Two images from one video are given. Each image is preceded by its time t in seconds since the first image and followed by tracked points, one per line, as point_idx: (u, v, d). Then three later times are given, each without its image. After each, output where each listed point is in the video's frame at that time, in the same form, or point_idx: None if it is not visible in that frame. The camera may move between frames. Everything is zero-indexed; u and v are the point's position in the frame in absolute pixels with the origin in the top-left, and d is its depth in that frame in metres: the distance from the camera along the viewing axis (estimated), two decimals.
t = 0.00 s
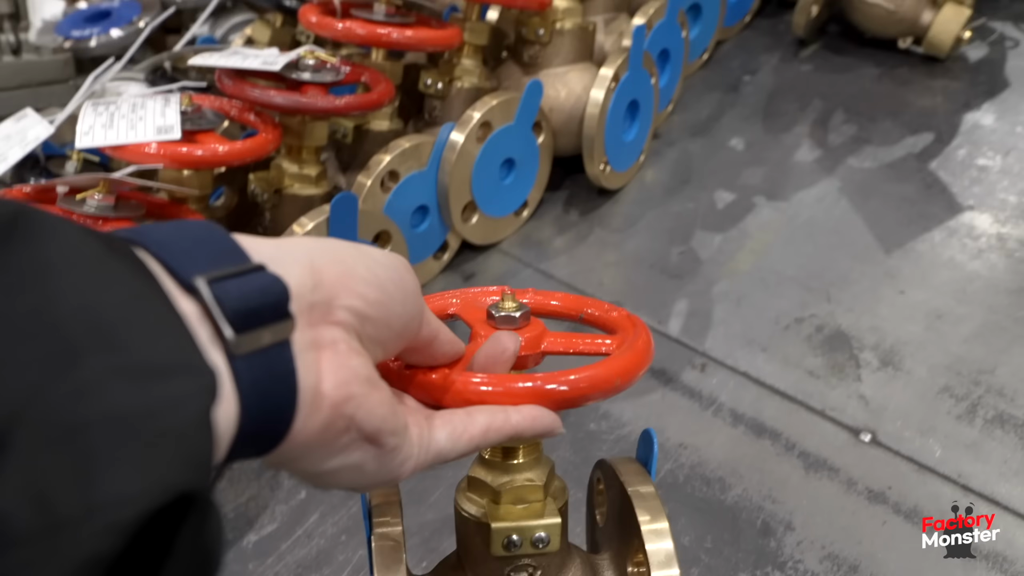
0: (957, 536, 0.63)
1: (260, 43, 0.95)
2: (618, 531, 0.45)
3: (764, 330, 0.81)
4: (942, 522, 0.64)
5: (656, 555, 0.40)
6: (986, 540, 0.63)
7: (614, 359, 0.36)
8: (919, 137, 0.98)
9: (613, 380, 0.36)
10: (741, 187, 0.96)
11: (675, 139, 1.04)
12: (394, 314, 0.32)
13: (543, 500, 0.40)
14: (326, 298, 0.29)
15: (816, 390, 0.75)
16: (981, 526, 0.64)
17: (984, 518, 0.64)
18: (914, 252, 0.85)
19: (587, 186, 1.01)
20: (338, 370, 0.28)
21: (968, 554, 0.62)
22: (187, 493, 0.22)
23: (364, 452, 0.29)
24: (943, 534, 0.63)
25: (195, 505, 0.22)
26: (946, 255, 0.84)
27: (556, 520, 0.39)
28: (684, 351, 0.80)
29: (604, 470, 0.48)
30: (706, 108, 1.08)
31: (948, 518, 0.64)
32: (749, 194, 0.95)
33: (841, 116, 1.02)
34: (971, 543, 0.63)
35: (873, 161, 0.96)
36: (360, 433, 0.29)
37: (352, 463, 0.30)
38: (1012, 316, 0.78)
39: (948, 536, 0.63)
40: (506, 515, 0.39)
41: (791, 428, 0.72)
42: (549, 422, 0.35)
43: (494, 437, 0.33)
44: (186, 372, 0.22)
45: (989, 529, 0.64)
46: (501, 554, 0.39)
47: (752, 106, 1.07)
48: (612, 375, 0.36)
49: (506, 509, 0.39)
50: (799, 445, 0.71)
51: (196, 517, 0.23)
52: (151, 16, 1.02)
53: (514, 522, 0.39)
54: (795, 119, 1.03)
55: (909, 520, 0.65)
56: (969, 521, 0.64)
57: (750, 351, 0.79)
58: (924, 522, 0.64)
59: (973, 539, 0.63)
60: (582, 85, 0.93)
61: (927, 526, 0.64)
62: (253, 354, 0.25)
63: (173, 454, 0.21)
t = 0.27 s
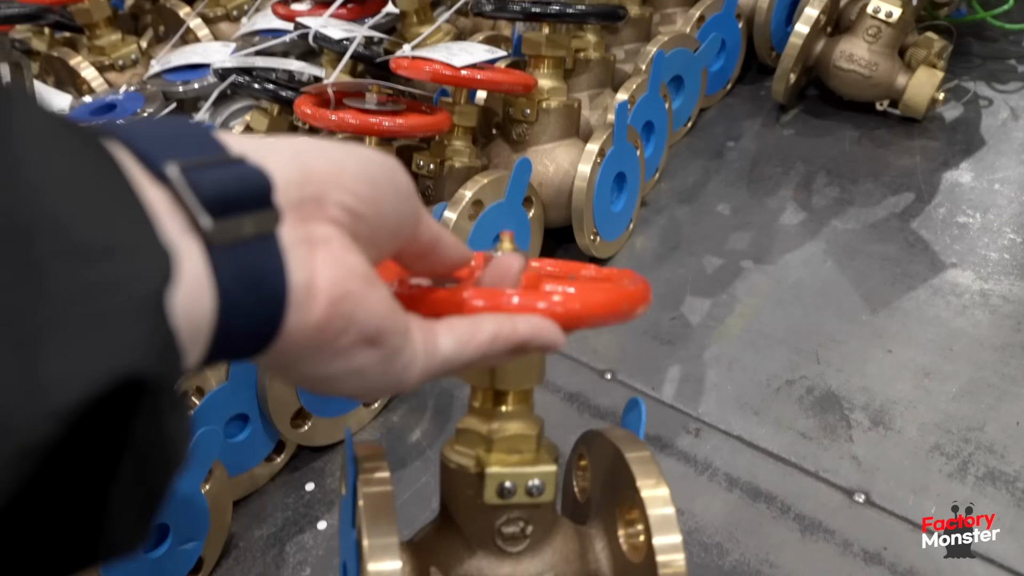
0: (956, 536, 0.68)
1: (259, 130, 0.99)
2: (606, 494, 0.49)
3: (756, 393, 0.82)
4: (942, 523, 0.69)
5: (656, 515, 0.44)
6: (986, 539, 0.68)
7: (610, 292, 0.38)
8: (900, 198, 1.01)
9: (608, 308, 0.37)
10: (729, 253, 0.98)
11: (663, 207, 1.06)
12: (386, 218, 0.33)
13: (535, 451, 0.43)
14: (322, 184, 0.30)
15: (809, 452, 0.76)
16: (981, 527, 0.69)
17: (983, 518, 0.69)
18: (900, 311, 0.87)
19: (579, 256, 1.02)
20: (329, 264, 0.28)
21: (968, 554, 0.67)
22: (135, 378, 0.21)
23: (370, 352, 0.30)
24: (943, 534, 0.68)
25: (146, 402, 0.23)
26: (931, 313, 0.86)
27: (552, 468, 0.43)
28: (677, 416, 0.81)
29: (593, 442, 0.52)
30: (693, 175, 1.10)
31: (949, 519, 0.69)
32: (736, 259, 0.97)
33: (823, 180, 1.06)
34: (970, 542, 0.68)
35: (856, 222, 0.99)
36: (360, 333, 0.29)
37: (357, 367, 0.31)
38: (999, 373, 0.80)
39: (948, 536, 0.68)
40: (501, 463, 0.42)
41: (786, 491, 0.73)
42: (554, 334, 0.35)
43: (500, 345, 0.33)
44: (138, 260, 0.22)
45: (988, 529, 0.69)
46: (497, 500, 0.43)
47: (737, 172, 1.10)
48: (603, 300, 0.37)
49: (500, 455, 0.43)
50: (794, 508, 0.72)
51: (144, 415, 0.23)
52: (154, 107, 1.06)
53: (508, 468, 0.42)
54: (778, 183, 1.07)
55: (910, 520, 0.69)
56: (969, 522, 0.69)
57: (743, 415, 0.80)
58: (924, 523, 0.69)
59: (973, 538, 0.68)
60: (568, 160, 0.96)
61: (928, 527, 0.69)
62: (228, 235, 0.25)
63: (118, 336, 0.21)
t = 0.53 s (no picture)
0: (956, 536, 0.71)
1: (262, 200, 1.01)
2: (606, 334, 0.45)
3: (758, 445, 0.82)
4: (941, 524, 0.73)
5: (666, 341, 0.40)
6: (985, 538, 0.71)
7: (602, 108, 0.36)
8: (894, 245, 1.03)
9: (597, 130, 0.35)
10: (727, 304, 0.99)
11: (661, 260, 1.07)
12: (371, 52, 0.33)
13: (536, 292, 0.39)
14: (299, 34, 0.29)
15: (812, 503, 0.76)
16: (980, 527, 0.72)
17: (983, 519, 0.73)
18: (897, 358, 0.88)
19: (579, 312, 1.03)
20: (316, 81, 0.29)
21: (967, 554, 0.70)
22: (102, 129, 0.23)
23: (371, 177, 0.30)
24: (943, 534, 0.72)
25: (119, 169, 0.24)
26: (929, 359, 0.88)
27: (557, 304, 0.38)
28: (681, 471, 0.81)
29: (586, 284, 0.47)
30: (689, 228, 1.12)
31: (948, 520, 0.73)
32: (735, 311, 0.98)
33: (818, 230, 1.08)
34: (970, 541, 0.71)
35: (851, 271, 1.01)
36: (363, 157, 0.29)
37: (362, 196, 0.31)
38: (998, 418, 0.81)
39: (948, 536, 0.71)
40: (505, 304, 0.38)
41: (791, 543, 0.73)
42: (552, 157, 0.34)
43: (501, 167, 0.32)
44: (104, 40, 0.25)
45: (987, 529, 0.72)
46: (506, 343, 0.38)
47: (733, 224, 1.12)
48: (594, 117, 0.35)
49: (503, 299, 0.38)
50: (799, 560, 0.71)
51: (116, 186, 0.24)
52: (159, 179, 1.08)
53: (513, 309, 0.38)
54: (773, 234, 1.09)
55: (912, 519, 0.73)
56: (969, 522, 0.73)
57: (747, 468, 0.80)
58: (925, 524, 0.73)
59: (972, 538, 0.72)
60: (566, 220, 0.98)
61: (928, 527, 0.72)
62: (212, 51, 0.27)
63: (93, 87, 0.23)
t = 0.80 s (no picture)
0: (961, 542, 0.73)
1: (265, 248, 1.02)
2: (625, 219, 0.56)
3: (762, 481, 0.82)
4: (946, 528, 0.74)
5: (684, 213, 0.50)
6: (986, 538, 0.73)
7: None
8: (893, 275, 1.04)
9: None
10: (729, 340, 0.99)
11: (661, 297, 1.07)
12: None
13: (553, 166, 0.47)
14: None
15: (818, 539, 0.75)
16: (984, 531, 0.74)
17: (985, 521, 0.74)
18: (899, 390, 0.88)
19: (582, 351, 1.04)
20: None
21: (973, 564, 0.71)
22: None
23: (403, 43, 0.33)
24: (947, 539, 0.73)
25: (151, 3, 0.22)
26: (930, 390, 0.88)
27: (575, 177, 0.47)
28: (686, 510, 0.81)
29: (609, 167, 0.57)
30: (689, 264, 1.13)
31: (953, 524, 0.74)
32: (736, 346, 0.98)
33: (817, 262, 1.09)
34: (970, 541, 0.73)
35: (851, 303, 1.01)
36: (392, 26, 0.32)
37: (392, 62, 0.34)
38: (1003, 449, 0.80)
39: (949, 539, 0.73)
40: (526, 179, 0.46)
41: None
42: (575, 18, 0.41)
43: (528, 26, 0.39)
44: None
45: (993, 535, 0.73)
46: (526, 214, 0.46)
47: (732, 259, 1.12)
48: None
49: (525, 170, 0.47)
50: None
51: None
52: (164, 230, 1.10)
53: (532, 180, 0.46)
54: (773, 268, 1.09)
55: (916, 537, 0.73)
56: (972, 526, 0.74)
57: (752, 505, 0.80)
58: (926, 526, 0.74)
59: (978, 544, 0.73)
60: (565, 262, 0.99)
61: (931, 531, 0.74)
62: None
63: None
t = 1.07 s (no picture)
0: (959, 540, 0.74)
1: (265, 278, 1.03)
2: (667, 222, 0.52)
3: (766, 504, 0.81)
4: (945, 528, 0.75)
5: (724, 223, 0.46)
6: (986, 539, 0.74)
7: None
8: (893, 293, 1.04)
9: None
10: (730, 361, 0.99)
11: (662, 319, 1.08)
12: None
13: (590, 155, 0.48)
14: None
15: (823, 561, 0.75)
16: (983, 530, 0.74)
17: (984, 521, 0.75)
18: (902, 408, 0.88)
19: (584, 375, 1.04)
20: None
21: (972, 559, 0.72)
22: None
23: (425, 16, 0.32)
24: (946, 538, 0.74)
25: None
26: (933, 408, 0.87)
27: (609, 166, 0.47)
28: (690, 534, 0.80)
29: (654, 167, 0.54)
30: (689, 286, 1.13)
31: (952, 523, 0.75)
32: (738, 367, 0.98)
33: (817, 281, 1.09)
34: (970, 541, 0.74)
35: (851, 321, 1.01)
36: None
37: (409, 39, 0.33)
38: (1007, 466, 0.80)
39: (946, 535, 0.74)
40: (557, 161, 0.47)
41: None
42: None
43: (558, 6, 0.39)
44: None
45: (990, 532, 0.74)
46: (557, 199, 0.47)
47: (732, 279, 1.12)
48: None
49: (557, 156, 0.47)
50: None
51: None
52: (165, 262, 1.10)
53: (565, 165, 0.47)
54: (773, 287, 1.09)
55: (922, 557, 0.73)
56: (972, 525, 0.75)
57: (756, 527, 0.79)
58: (926, 526, 0.75)
59: (975, 541, 0.74)
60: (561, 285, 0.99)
61: (930, 531, 0.75)
62: None
63: None
